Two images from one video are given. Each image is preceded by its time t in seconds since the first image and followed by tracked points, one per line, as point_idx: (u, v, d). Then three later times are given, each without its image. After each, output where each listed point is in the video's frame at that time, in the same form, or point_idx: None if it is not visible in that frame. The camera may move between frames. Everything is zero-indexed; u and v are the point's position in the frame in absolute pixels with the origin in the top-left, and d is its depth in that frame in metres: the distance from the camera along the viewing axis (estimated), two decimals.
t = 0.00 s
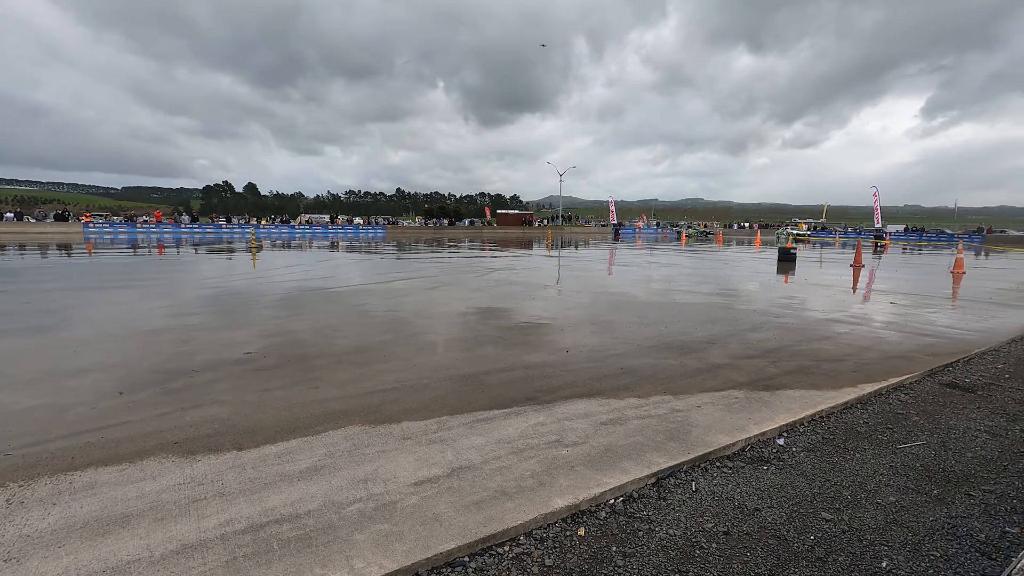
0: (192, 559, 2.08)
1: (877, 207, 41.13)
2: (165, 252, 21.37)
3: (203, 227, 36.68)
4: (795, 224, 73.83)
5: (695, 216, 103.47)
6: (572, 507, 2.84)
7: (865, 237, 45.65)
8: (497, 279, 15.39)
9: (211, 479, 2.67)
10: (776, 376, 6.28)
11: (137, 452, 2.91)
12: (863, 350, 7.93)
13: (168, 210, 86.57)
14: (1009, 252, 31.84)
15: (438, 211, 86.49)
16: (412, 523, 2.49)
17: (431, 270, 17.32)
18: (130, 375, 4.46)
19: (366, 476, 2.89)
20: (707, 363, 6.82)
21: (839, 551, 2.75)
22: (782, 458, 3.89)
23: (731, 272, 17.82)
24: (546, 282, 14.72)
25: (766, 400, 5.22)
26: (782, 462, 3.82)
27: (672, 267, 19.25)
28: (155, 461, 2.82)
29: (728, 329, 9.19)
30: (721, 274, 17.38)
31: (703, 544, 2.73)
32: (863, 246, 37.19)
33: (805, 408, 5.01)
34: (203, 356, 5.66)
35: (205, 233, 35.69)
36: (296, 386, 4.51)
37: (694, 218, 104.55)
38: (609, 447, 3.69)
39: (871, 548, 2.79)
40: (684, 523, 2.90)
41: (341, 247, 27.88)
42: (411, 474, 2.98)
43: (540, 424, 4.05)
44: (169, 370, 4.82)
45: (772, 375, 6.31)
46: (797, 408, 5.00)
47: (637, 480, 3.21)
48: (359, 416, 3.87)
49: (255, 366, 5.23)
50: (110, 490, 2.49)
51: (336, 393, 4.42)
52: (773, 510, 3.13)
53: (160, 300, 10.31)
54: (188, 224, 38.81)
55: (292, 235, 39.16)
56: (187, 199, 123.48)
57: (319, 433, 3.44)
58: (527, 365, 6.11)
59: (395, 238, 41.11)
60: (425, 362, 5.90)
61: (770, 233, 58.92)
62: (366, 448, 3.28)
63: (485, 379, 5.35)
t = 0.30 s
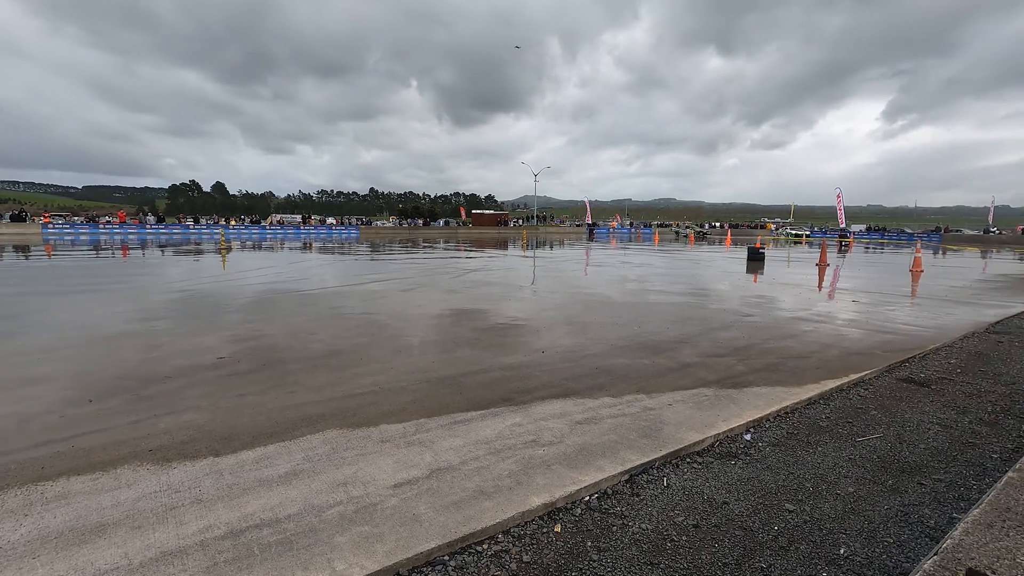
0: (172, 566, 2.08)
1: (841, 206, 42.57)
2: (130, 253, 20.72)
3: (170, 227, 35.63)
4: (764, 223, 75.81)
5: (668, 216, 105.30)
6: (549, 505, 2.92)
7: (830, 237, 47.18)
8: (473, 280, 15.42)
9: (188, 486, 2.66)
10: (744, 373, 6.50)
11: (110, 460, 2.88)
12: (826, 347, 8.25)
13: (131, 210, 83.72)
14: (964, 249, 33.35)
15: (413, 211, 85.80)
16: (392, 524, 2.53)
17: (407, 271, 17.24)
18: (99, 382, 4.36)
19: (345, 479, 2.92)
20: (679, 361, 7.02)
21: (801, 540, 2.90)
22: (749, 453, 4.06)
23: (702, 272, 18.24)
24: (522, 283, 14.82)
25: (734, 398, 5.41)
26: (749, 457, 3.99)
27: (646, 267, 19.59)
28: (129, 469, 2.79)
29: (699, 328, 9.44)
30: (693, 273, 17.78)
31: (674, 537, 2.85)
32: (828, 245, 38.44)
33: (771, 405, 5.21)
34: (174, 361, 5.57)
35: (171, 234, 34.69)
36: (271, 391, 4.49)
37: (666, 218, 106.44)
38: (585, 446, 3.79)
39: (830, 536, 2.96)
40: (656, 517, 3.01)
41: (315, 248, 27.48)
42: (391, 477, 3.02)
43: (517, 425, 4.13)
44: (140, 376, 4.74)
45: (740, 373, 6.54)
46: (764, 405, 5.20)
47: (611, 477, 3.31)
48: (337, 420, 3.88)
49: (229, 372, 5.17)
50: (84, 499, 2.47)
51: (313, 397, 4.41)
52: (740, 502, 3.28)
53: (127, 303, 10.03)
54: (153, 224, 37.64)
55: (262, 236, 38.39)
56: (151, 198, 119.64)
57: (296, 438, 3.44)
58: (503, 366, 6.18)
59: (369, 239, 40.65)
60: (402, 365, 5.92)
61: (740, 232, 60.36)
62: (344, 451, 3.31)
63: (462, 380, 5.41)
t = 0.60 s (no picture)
0: (155, 566, 2.09)
1: (817, 206, 43.56)
2: (103, 254, 20.22)
3: (144, 227, 34.84)
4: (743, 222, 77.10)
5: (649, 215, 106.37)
6: (531, 499, 2.98)
7: (806, 235, 48.17)
8: (456, 279, 15.41)
9: (169, 488, 2.66)
10: (721, 370, 6.65)
11: (88, 462, 2.86)
12: (801, 344, 8.48)
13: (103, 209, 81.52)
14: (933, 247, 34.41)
15: (395, 210, 85.18)
16: (376, 521, 2.57)
17: (389, 271, 17.17)
18: (73, 385, 4.30)
19: (329, 478, 2.94)
20: (659, 358, 7.15)
21: (773, 529, 3.01)
22: (725, 446, 4.18)
23: (682, 270, 18.53)
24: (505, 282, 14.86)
25: (711, 393, 5.55)
26: (725, 450, 4.10)
27: (628, 266, 19.80)
28: (108, 471, 2.77)
29: (679, 326, 9.61)
30: (673, 272, 18.04)
31: (652, 528, 2.93)
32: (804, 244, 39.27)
33: (747, 399, 5.36)
34: (151, 363, 5.49)
35: (146, 233, 33.91)
36: (253, 392, 4.47)
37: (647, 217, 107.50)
38: (566, 442, 3.86)
39: (801, 524, 3.08)
40: (636, 510, 3.09)
41: (294, 248, 27.11)
42: (374, 475, 3.05)
43: (499, 422, 4.19)
44: (117, 379, 4.68)
45: (718, 369, 6.69)
46: (740, 400, 5.35)
47: (592, 472, 3.39)
48: (320, 420, 3.90)
49: (208, 373, 5.12)
50: (63, 502, 2.46)
51: (295, 398, 4.41)
52: (716, 494, 3.38)
53: (100, 305, 9.82)
54: (127, 224, 36.73)
55: (241, 236, 37.76)
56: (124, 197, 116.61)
57: (279, 438, 3.45)
58: (486, 365, 6.23)
59: (350, 238, 40.19)
60: (384, 365, 5.93)
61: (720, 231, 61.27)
62: (327, 450, 3.33)
63: (445, 380, 5.44)
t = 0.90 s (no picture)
0: (149, 568, 2.11)
1: (800, 209, 44.30)
2: (85, 258, 19.90)
3: (126, 231, 34.31)
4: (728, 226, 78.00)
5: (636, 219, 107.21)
6: (520, 499, 3.04)
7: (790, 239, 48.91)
8: (444, 283, 15.43)
9: (161, 492, 2.68)
10: (706, 371, 6.78)
11: (78, 467, 2.87)
12: (784, 345, 8.65)
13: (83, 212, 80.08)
14: (912, 250, 35.21)
15: (382, 213, 84.83)
16: (369, 521, 2.61)
17: (377, 275, 17.14)
18: (59, 391, 4.28)
19: (321, 480, 2.98)
20: (646, 360, 7.25)
21: (756, 525, 3.10)
22: (710, 446, 4.28)
23: (669, 273, 18.75)
24: (493, 286, 14.92)
25: (697, 394, 5.65)
26: (711, 450, 4.20)
27: (615, 269, 19.98)
28: (99, 476, 2.78)
29: (665, 328, 9.75)
30: (660, 275, 18.24)
31: (639, 526, 3.00)
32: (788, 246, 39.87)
33: (731, 400, 5.48)
34: (138, 369, 5.46)
35: (128, 238, 33.44)
36: (242, 397, 4.48)
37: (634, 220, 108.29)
38: (555, 443, 3.93)
39: (783, 520, 3.17)
40: (623, 508, 3.16)
41: (280, 252, 26.90)
42: (366, 476, 3.09)
43: (489, 424, 4.24)
44: (103, 384, 4.65)
45: (703, 370, 6.81)
46: (725, 400, 5.46)
47: (580, 472, 3.46)
48: (311, 424, 3.93)
49: (197, 378, 5.12)
50: (55, 507, 2.47)
51: (285, 403, 4.43)
52: (701, 492, 3.46)
53: (83, 310, 9.69)
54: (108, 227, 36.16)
55: (226, 240, 37.40)
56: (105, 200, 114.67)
57: (270, 442, 3.48)
58: (475, 368, 6.28)
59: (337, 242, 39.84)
60: (374, 369, 5.95)
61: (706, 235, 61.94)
62: (319, 453, 3.37)
63: (435, 383, 5.48)
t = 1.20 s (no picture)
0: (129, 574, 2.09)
1: (781, 213, 45.12)
2: (60, 263, 19.48)
3: (103, 235, 33.61)
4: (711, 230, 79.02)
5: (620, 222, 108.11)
6: (505, 500, 3.06)
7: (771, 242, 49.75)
8: (429, 287, 15.41)
9: (141, 497, 2.65)
10: (689, 372, 6.87)
11: (55, 474, 2.84)
12: (765, 347, 8.81)
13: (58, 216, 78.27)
14: (890, 253, 36.02)
15: (366, 217, 84.28)
16: (353, 524, 2.61)
17: (361, 280, 17.04)
18: (34, 399, 4.20)
19: (305, 484, 2.97)
20: (629, 362, 7.33)
21: (736, 522, 3.16)
22: (692, 445, 4.34)
23: (652, 276, 18.96)
24: (479, 289, 14.94)
25: (679, 395, 5.73)
26: (692, 449, 4.26)
27: (599, 273, 20.13)
28: (77, 483, 2.75)
29: (649, 331, 9.85)
30: (643, 278, 18.42)
31: (622, 524, 3.04)
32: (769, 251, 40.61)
33: (713, 400, 5.57)
34: (117, 374, 5.37)
35: (106, 242, 32.78)
36: (224, 403, 4.45)
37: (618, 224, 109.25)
38: (539, 444, 3.96)
39: (762, 516, 3.24)
40: (606, 508, 3.20)
41: (263, 257, 26.59)
42: (350, 480, 3.09)
43: (473, 426, 4.26)
44: (80, 391, 4.58)
45: (685, 372, 6.91)
46: (706, 400, 5.55)
47: (564, 472, 3.49)
48: (294, 429, 3.93)
49: (177, 383, 5.06)
50: (31, 515, 2.43)
51: (268, 408, 4.41)
52: (683, 490, 3.52)
53: (59, 315, 9.49)
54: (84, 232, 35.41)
55: (207, 245, 36.84)
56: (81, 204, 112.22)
57: (252, 447, 3.47)
58: (460, 371, 6.29)
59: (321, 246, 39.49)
60: (358, 372, 5.94)
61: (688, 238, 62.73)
62: (302, 457, 3.37)
63: (419, 386, 5.48)
